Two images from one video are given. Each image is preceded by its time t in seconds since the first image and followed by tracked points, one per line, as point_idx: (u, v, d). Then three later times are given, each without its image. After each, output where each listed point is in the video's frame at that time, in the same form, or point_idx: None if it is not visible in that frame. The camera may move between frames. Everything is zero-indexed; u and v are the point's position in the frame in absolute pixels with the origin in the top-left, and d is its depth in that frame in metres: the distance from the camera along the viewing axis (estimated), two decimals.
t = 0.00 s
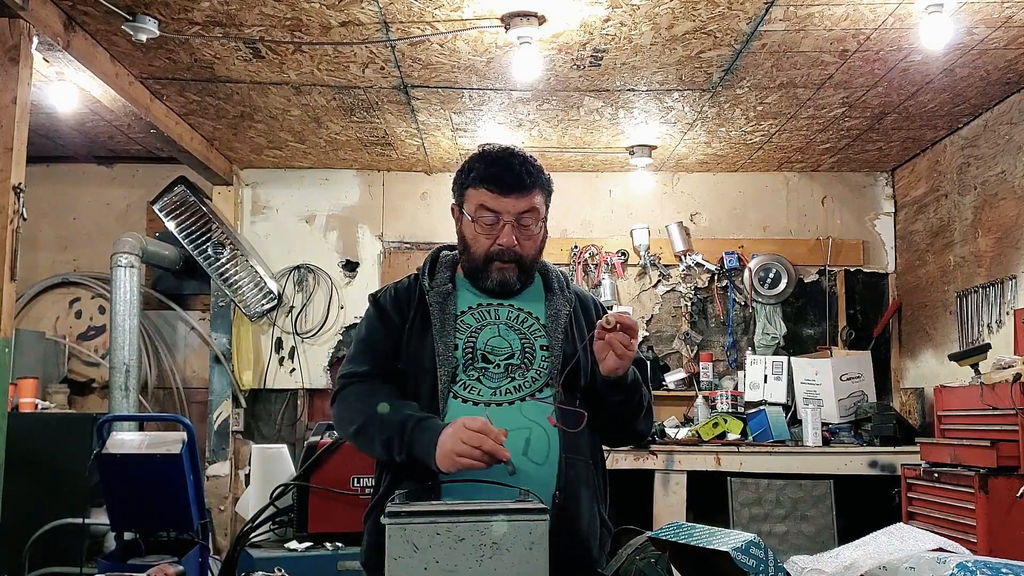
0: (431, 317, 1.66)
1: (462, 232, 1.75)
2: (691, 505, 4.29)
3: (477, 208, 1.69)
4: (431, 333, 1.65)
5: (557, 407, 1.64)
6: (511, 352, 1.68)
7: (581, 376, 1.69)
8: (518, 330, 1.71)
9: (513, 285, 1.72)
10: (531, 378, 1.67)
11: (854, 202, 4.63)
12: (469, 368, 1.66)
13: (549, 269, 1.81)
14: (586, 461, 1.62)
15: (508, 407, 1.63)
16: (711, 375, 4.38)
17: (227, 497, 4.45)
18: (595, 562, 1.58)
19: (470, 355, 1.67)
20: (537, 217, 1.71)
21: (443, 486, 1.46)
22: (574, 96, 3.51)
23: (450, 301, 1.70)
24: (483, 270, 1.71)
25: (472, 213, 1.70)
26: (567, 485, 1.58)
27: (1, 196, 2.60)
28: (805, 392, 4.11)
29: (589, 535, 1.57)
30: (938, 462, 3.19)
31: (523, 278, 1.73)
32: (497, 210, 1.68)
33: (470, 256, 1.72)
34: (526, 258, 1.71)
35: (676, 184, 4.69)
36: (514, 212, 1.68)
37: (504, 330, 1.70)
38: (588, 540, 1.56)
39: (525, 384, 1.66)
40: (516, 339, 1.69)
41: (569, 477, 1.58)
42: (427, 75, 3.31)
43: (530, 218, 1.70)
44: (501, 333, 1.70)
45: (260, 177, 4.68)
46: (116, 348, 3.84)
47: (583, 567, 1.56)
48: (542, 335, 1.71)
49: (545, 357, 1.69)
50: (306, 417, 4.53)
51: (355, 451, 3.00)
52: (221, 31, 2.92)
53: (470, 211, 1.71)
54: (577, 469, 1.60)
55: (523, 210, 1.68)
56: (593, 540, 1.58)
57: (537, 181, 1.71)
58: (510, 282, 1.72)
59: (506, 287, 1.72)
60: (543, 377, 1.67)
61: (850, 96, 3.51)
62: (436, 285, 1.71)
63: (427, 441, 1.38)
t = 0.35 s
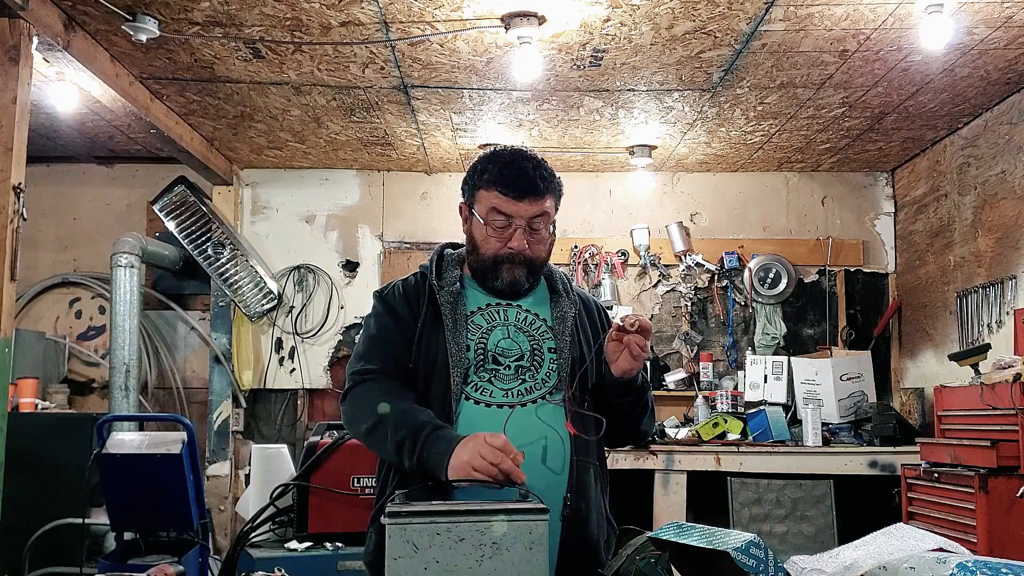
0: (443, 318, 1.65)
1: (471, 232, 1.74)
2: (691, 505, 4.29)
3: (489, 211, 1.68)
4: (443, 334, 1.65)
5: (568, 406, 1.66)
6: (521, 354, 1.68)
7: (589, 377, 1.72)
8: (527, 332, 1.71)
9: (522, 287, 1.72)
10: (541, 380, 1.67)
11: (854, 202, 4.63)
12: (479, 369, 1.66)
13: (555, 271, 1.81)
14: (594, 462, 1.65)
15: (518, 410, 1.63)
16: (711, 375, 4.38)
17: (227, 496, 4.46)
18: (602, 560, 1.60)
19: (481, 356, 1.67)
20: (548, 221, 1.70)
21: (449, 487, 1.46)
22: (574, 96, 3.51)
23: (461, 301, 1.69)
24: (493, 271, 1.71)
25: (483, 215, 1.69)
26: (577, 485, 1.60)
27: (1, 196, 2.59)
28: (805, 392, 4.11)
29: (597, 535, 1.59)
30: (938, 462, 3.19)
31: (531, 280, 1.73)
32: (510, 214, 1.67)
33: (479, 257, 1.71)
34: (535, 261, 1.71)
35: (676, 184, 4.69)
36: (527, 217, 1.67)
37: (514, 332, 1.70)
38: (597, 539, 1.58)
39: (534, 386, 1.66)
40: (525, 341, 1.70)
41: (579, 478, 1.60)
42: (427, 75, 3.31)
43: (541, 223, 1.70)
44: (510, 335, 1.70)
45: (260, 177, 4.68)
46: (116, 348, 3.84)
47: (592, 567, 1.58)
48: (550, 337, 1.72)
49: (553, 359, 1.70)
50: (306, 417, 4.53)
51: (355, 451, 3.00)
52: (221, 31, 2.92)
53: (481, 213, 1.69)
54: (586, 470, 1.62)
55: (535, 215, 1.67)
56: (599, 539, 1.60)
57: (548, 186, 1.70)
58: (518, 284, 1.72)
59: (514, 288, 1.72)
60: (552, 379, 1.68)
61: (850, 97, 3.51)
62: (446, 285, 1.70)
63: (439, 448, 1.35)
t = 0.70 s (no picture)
0: (438, 318, 1.66)
1: (469, 230, 1.74)
2: (691, 505, 4.29)
3: (487, 206, 1.68)
4: (438, 334, 1.65)
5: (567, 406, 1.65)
6: (519, 355, 1.68)
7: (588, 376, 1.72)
8: (526, 332, 1.71)
9: (522, 285, 1.73)
10: (540, 380, 1.67)
11: (854, 202, 4.63)
12: (477, 369, 1.66)
13: (555, 270, 1.81)
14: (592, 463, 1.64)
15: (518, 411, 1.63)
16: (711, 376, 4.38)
17: (227, 496, 4.46)
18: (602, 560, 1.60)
19: (479, 356, 1.67)
20: (547, 216, 1.71)
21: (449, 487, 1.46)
22: (574, 95, 3.51)
23: (458, 301, 1.70)
24: (493, 267, 1.71)
25: (481, 210, 1.69)
26: (576, 485, 1.59)
27: (1, 196, 2.59)
28: (805, 392, 4.11)
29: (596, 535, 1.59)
30: (938, 462, 3.19)
31: (530, 276, 1.73)
32: (508, 208, 1.67)
33: (479, 256, 1.71)
34: (533, 259, 1.71)
35: (676, 184, 4.69)
36: (525, 210, 1.67)
37: (512, 332, 1.70)
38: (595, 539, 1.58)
39: (533, 387, 1.66)
40: (524, 341, 1.70)
41: (578, 478, 1.60)
42: (427, 75, 3.31)
43: (540, 217, 1.70)
44: (508, 335, 1.70)
45: (260, 177, 4.68)
46: (116, 348, 3.84)
47: (592, 567, 1.58)
48: (549, 337, 1.72)
49: (552, 360, 1.70)
50: (306, 417, 4.53)
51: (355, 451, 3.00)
52: (221, 31, 2.92)
53: (480, 209, 1.70)
54: (585, 471, 1.61)
55: (533, 209, 1.67)
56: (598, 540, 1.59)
57: (546, 182, 1.71)
58: (518, 283, 1.72)
59: (513, 288, 1.72)
60: (551, 379, 1.68)
61: (850, 96, 3.51)
62: (443, 285, 1.70)
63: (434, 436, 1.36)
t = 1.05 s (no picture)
0: (427, 317, 1.69)
1: (458, 222, 1.77)
2: (691, 506, 4.29)
3: (472, 189, 1.73)
4: (425, 332, 1.68)
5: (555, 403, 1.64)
6: (508, 350, 1.67)
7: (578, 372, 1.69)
8: (516, 327, 1.70)
9: (515, 265, 1.72)
10: (531, 376, 1.67)
11: (854, 202, 4.63)
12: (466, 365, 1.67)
13: (550, 266, 1.81)
14: (588, 459, 1.61)
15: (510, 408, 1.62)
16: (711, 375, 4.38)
17: (227, 496, 4.45)
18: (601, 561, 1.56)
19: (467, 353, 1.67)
20: (533, 194, 1.74)
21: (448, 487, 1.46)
22: (574, 96, 3.51)
23: (446, 300, 1.72)
24: (486, 252, 1.71)
25: (467, 194, 1.73)
26: (569, 484, 1.56)
27: (1, 196, 2.59)
28: (805, 392, 4.11)
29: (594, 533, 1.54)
30: (938, 462, 3.19)
31: (524, 259, 1.73)
32: (492, 187, 1.72)
33: (471, 240, 1.72)
34: (525, 236, 1.71)
35: (676, 184, 4.69)
36: (510, 186, 1.72)
37: (501, 328, 1.69)
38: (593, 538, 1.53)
39: (524, 383, 1.66)
40: (513, 336, 1.69)
41: (571, 476, 1.56)
42: (427, 75, 3.31)
43: (525, 194, 1.73)
44: (497, 331, 1.69)
45: (260, 177, 4.68)
46: (116, 348, 3.84)
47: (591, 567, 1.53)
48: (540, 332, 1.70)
49: (543, 355, 1.69)
50: (306, 417, 4.53)
51: (355, 451, 3.00)
52: (221, 30, 2.92)
53: (466, 194, 1.74)
54: (579, 469, 1.58)
55: (518, 184, 1.72)
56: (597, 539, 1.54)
57: (530, 162, 1.76)
58: (511, 262, 1.71)
59: (508, 268, 1.72)
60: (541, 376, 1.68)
61: (850, 97, 3.51)
62: (432, 284, 1.73)
63: (411, 377, 1.49)
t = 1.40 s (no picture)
0: (419, 317, 1.69)
1: (450, 221, 1.77)
2: (691, 505, 4.29)
3: (463, 186, 1.73)
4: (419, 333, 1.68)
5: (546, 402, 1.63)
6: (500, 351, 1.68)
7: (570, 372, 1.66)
8: (509, 327, 1.71)
9: (506, 262, 1.72)
10: (523, 376, 1.66)
11: (854, 202, 4.63)
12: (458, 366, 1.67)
13: (547, 265, 1.82)
14: (582, 457, 1.58)
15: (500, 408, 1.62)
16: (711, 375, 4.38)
17: (227, 497, 4.45)
18: (601, 559, 1.53)
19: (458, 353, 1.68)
20: (523, 190, 1.74)
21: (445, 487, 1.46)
22: (574, 96, 3.51)
23: (440, 301, 1.72)
24: (478, 250, 1.71)
25: (458, 193, 1.74)
26: (560, 483, 1.54)
27: (1, 196, 2.59)
28: (805, 392, 4.11)
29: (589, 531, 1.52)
30: (938, 462, 3.19)
31: (516, 256, 1.73)
32: (482, 184, 1.73)
33: (462, 238, 1.73)
34: (517, 233, 1.71)
35: (676, 184, 4.69)
36: (499, 182, 1.72)
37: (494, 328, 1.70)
38: (589, 536, 1.51)
39: (515, 383, 1.66)
40: (506, 336, 1.69)
41: (562, 475, 1.55)
42: (427, 75, 3.30)
43: (515, 191, 1.74)
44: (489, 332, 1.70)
45: (260, 177, 4.68)
46: (116, 348, 3.84)
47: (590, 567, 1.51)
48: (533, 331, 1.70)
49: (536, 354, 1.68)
50: (306, 418, 4.52)
51: (355, 451, 3.00)
52: (221, 31, 2.92)
53: (456, 193, 1.75)
54: (570, 467, 1.56)
55: (508, 180, 1.72)
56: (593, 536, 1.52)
57: (519, 159, 1.76)
58: (502, 260, 1.71)
59: (499, 265, 1.72)
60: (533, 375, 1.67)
61: (850, 96, 3.50)
62: (427, 286, 1.73)
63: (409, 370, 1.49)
